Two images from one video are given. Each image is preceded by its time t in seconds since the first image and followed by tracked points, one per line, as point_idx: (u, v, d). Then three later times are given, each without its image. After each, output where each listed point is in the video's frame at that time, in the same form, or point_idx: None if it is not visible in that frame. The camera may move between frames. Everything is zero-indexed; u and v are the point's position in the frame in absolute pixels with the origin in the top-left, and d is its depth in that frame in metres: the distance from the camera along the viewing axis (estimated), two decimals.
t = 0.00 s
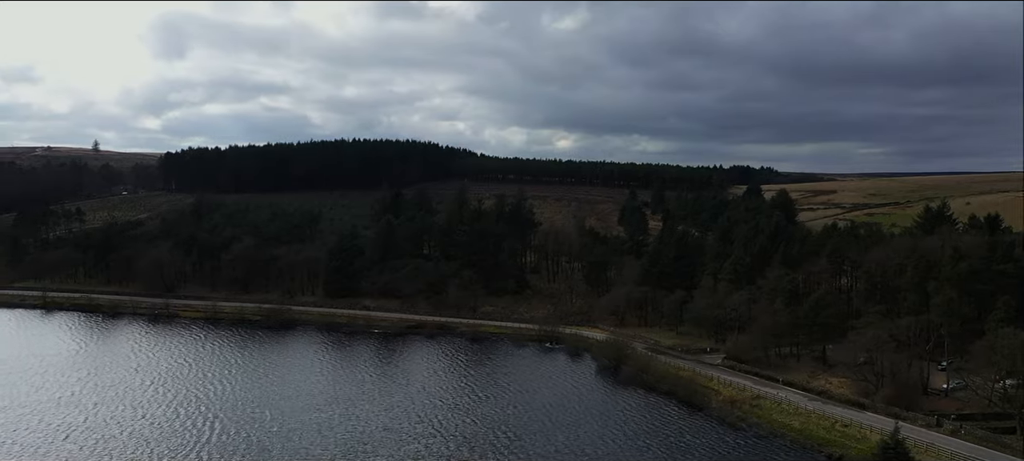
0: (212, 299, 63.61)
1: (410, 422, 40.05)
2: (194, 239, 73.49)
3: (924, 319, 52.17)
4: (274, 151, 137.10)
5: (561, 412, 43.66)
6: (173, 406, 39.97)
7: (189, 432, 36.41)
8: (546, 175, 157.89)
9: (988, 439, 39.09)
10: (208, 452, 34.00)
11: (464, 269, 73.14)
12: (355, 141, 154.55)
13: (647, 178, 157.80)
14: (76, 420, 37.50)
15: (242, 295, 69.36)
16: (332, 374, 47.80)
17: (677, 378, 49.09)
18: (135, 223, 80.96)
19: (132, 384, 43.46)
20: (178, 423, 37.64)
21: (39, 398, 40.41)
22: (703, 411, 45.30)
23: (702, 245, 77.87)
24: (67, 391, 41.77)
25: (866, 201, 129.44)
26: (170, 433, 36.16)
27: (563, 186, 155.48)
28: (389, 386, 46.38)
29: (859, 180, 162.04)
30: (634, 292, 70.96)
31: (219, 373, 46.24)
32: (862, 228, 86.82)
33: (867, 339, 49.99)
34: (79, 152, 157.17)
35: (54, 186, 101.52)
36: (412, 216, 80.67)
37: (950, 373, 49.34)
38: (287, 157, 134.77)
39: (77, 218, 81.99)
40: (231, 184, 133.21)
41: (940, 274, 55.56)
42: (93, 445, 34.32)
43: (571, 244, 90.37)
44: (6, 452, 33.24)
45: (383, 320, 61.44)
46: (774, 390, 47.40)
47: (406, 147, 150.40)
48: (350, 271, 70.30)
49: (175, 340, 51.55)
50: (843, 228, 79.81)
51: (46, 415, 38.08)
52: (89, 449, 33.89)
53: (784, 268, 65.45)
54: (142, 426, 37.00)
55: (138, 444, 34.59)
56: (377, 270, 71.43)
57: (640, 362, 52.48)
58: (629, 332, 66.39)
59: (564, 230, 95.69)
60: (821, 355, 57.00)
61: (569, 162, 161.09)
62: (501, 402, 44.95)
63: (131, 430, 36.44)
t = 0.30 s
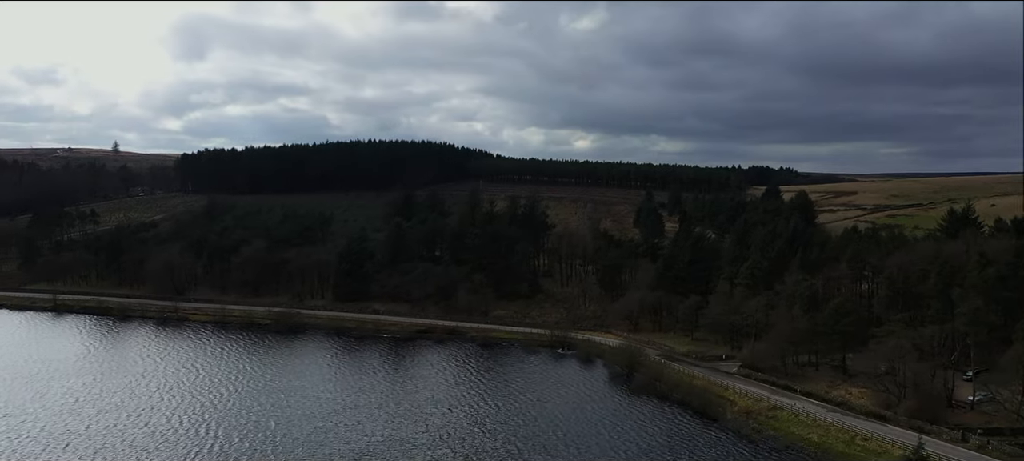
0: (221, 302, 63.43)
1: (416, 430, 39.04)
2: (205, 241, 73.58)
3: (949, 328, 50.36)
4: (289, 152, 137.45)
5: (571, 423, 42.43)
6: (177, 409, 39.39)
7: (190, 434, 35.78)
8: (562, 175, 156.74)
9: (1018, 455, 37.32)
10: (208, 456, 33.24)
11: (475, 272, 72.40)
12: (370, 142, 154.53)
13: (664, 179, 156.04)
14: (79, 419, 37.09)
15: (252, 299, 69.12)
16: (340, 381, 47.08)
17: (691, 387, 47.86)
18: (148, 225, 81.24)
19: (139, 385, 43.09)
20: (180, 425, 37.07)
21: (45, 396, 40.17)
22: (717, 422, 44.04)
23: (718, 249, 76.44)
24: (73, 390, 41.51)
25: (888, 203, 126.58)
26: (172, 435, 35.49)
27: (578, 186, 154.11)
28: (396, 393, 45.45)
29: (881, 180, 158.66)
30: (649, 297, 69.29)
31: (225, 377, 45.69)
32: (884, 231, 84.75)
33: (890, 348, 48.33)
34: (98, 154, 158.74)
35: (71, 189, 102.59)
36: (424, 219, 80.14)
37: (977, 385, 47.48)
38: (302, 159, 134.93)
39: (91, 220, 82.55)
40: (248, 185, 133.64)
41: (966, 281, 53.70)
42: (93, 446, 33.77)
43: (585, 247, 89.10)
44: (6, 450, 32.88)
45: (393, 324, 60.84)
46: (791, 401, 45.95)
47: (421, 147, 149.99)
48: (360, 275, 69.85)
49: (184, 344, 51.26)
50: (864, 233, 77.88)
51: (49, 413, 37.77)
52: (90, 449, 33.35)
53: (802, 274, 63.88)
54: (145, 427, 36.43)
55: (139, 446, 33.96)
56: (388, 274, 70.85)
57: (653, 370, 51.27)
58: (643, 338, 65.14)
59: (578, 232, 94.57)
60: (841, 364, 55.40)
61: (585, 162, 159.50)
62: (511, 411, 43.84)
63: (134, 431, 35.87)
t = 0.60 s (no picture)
0: (231, 305, 63.25)
1: (422, 441, 38.08)
2: (216, 243, 73.55)
3: (976, 337, 48.54)
4: (304, 154, 137.76)
5: (582, 435, 41.20)
6: (181, 411, 38.80)
7: (192, 439, 35.21)
8: (578, 176, 155.32)
9: None
10: None
11: (487, 276, 71.61)
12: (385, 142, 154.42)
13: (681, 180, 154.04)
14: (82, 416, 36.79)
15: (262, 302, 68.90)
16: (347, 386, 46.32)
17: (704, 396, 46.59)
18: (161, 227, 81.52)
19: (145, 385, 42.66)
20: (182, 427, 36.53)
21: (51, 391, 40.02)
22: (732, 434, 42.78)
23: (734, 253, 74.89)
24: (78, 386, 41.30)
25: (911, 204, 123.58)
26: (173, 440, 34.86)
27: (594, 187, 152.61)
28: (404, 400, 44.60)
29: (905, 180, 155.14)
30: (662, 302, 68.08)
31: (232, 379, 45.15)
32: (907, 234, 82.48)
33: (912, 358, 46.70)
34: (117, 155, 160.56)
35: (87, 190, 103.77)
36: (435, 222, 79.51)
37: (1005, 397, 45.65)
38: (316, 159, 134.95)
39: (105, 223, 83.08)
40: (263, 186, 133.93)
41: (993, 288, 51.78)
42: (93, 449, 33.21)
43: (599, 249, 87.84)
44: (6, 447, 32.64)
45: (402, 329, 60.23)
46: (809, 412, 44.51)
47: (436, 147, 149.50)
48: (370, 278, 69.36)
49: (193, 346, 50.93)
50: (886, 236, 75.80)
51: (53, 409, 37.58)
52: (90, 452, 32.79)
53: (821, 279, 62.26)
54: (148, 430, 35.85)
55: (139, 451, 33.36)
56: (399, 277, 70.29)
57: (665, 378, 50.07)
58: (657, 344, 63.86)
59: (592, 235, 93.34)
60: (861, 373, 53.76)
61: (600, 163, 157.86)
62: (520, 420, 42.75)
63: (136, 434, 35.29)
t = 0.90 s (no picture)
0: (240, 308, 63.05)
1: (427, 451, 37.24)
2: (226, 245, 73.47)
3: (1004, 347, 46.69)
4: (319, 154, 138.00)
5: (592, 446, 40.08)
6: (184, 418, 38.39)
7: (193, 448, 34.72)
8: (594, 176, 153.80)
9: None
10: None
11: (499, 279, 70.84)
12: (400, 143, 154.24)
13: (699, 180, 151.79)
14: (85, 423, 36.53)
15: (271, 305, 68.64)
16: (354, 392, 45.68)
17: (719, 406, 45.27)
18: (173, 229, 81.72)
19: (149, 390, 42.36)
20: (184, 436, 36.07)
21: (55, 397, 39.90)
22: (747, 446, 41.45)
23: (752, 256, 73.34)
24: (83, 392, 41.14)
25: (936, 204, 120.56)
26: (174, 449, 34.37)
27: (610, 188, 151.06)
28: (411, 408, 43.84)
29: (929, 179, 151.49)
30: (677, 307, 66.83)
31: (237, 384, 44.71)
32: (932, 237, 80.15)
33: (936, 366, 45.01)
34: (135, 155, 162.08)
35: (103, 190, 104.79)
36: (447, 224, 78.88)
37: None
38: (331, 160, 135.12)
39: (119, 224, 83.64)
40: (278, 186, 134.33)
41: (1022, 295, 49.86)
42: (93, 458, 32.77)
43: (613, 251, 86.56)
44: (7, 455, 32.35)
45: (412, 333, 59.57)
46: (827, 423, 43.04)
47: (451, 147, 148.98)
48: (381, 281, 68.83)
49: (201, 351, 50.63)
50: (909, 239, 73.70)
51: (57, 415, 37.33)
52: None
53: (841, 284, 60.66)
54: (149, 438, 35.40)
55: None
56: (409, 280, 69.73)
57: (679, 386, 48.77)
58: (671, 350, 62.62)
59: (607, 237, 92.09)
60: (881, 381, 52.12)
61: (616, 163, 156.28)
62: (528, 430, 41.79)
63: (137, 442, 34.87)
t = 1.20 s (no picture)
0: (249, 311, 62.85)
1: None
2: (236, 248, 73.33)
3: None
4: (333, 155, 138.07)
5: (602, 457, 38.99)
6: (188, 425, 37.94)
7: (194, 457, 34.18)
8: (610, 176, 152.22)
9: None
10: None
11: (510, 282, 69.96)
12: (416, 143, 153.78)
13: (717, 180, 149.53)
14: (87, 429, 36.25)
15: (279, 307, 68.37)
16: (360, 398, 45.03)
17: (734, 416, 44.02)
18: (185, 231, 81.98)
19: (154, 395, 42.00)
20: (184, 444, 35.59)
21: (59, 401, 39.75)
22: (762, 458, 40.19)
23: (769, 259, 71.68)
24: (88, 395, 40.96)
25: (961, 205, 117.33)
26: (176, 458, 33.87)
27: (626, 188, 149.38)
28: (417, 415, 43.09)
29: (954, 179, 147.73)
30: (691, 311, 65.46)
31: (243, 389, 44.26)
32: (958, 240, 77.75)
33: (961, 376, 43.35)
34: (154, 155, 163.77)
35: (119, 191, 105.61)
36: (459, 226, 78.18)
37: None
38: (346, 160, 135.12)
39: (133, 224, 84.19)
40: (292, 187, 134.59)
41: None
42: None
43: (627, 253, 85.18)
44: None
45: (421, 337, 58.93)
46: (846, 435, 41.56)
47: (466, 147, 148.19)
48: (391, 284, 68.28)
49: (208, 355, 50.34)
50: (932, 242, 71.53)
51: (61, 421, 37.05)
52: None
53: (861, 289, 58.97)
54: (151, 446, 34.94)
55: None
56: (420, 283, 69.16)
57: (693, 394, 47.50)
58: (685, 355, 61.33)
59: (622, 239, 90.73)
60: (904, 390, 50.45)
61: (632, 163, 154.48)
62: (535, 440, 40.80)
63: (139, 450, 34.43)
